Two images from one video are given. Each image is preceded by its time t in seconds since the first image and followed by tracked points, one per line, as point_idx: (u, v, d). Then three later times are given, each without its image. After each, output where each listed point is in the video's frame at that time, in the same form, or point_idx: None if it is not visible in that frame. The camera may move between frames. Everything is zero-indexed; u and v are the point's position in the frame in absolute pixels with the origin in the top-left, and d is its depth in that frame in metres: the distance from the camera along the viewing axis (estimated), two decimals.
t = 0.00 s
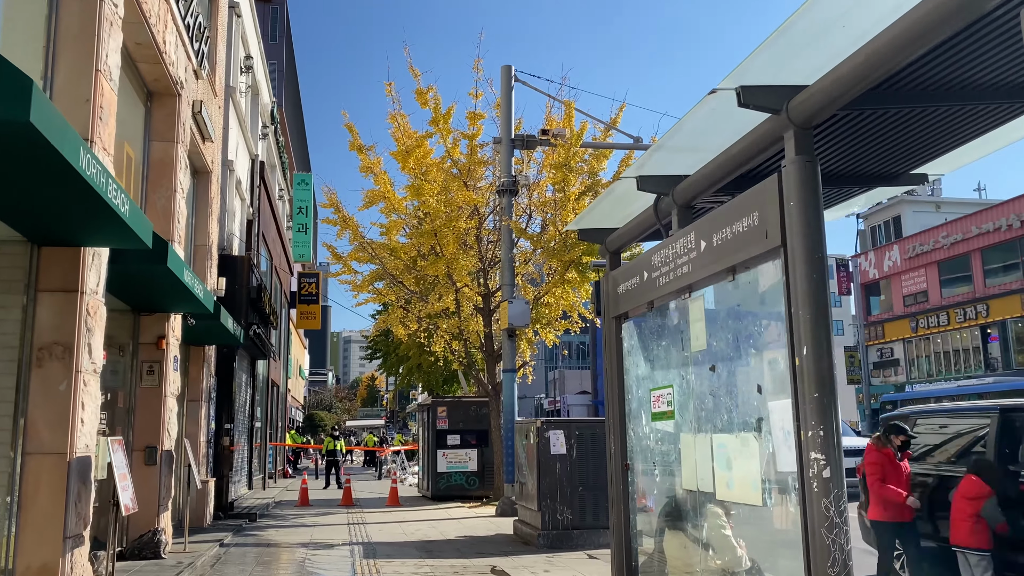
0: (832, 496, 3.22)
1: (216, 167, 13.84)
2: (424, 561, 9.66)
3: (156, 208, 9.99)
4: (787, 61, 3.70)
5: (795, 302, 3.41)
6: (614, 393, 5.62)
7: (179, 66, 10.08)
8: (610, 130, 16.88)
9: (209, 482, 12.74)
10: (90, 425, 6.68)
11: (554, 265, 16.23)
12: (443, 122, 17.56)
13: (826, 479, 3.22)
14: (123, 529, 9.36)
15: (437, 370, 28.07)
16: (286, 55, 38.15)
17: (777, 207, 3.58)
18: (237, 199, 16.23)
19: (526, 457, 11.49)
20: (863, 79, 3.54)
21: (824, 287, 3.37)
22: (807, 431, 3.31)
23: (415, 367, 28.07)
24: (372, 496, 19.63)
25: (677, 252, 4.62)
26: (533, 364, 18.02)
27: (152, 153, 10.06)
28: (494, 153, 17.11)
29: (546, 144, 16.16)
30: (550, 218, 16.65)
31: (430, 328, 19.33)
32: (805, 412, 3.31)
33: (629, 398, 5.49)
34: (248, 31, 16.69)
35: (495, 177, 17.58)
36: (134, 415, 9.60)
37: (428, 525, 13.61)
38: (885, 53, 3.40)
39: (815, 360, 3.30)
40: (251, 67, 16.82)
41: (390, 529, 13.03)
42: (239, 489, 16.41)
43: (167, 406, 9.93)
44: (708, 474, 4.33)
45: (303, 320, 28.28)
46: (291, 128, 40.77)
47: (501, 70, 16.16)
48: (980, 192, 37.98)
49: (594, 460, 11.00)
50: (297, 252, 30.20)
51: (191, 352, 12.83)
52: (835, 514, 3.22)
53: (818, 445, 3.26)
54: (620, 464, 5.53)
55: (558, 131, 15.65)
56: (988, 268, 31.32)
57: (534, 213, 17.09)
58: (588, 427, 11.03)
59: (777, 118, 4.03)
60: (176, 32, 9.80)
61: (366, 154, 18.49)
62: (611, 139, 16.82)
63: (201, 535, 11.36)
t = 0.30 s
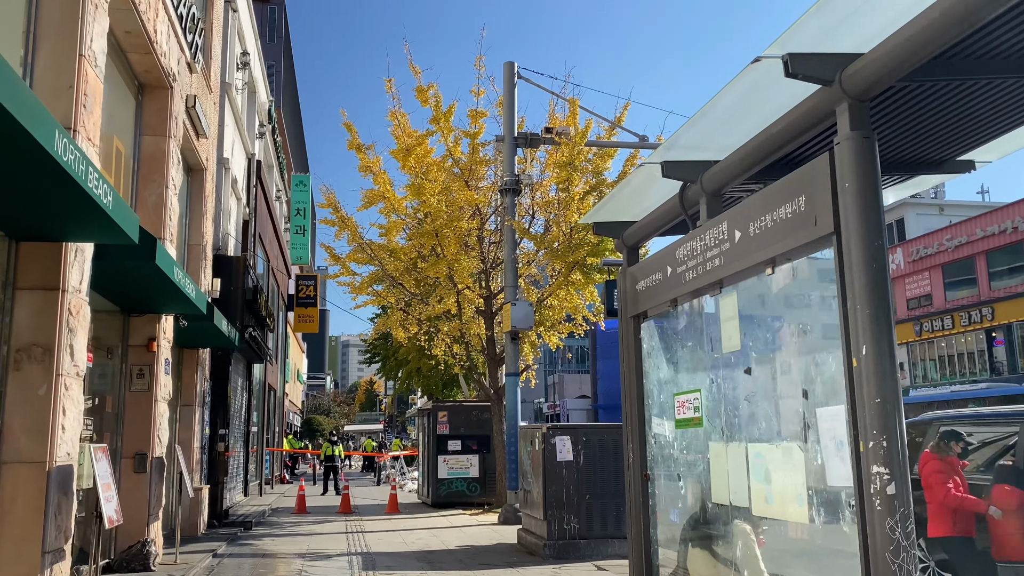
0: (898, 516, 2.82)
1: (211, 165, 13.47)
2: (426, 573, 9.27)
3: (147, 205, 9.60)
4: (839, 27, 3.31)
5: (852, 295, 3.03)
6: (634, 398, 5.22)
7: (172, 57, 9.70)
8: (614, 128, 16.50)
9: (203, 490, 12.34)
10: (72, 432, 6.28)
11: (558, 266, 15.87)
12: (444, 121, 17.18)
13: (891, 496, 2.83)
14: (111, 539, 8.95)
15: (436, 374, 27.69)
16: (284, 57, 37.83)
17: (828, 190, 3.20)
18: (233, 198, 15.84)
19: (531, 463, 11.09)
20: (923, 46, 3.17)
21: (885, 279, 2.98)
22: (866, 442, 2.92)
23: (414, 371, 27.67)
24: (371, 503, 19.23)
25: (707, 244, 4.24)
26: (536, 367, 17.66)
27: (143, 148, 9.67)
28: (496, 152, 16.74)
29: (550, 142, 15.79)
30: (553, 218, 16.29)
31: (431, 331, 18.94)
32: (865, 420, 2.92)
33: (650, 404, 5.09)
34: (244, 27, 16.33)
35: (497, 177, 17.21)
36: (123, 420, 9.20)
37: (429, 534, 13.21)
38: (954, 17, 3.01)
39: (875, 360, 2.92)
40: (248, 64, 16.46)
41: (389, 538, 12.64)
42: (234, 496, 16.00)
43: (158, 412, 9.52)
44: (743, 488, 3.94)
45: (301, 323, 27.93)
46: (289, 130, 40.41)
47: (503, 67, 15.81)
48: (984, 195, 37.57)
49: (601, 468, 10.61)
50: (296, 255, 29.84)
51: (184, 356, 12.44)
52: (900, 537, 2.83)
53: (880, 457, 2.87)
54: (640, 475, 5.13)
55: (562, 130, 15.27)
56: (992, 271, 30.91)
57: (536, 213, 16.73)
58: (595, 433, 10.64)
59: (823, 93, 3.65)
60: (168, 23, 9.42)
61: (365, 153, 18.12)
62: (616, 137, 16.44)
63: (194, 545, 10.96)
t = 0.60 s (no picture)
0: (987, 530, 2.59)
1: (207, 161, 13.12)
2: None
3: (140, 199, 9.23)
4: None
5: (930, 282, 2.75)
6: (657, 400, 4.87)
7: (165, 46, 9.33)
8: (619, 125, 16.14)
9: (198, 495, 11.97)
10: (56, 436, 5.91)
11: (562, 266, 15.50)
12: (446, 118, 16.82)
13: (982, 510, 2.57)
14: (101, 547, 8.57)
15: (436, 377, 27.28)
16: (283, 56, 37.46)
17: (897, 166, 2.91)
18: (230, 196, 15.45)
19: (537, 468, 10.71)
20: None
21: (966, 265, 2.71)
22: (950, 448, 2.67)
23: (413, 374, 27.25)
24: (370, 508, 18.82)
25: (744, 229, 3.90)
26: (539, 369, 17.32)
27: (137, 139, 9.30)
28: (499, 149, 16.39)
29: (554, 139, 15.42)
30: (556, 218, 15.94)
31: (433, 332, 18.58)
32: (950, 424, 2.66)
33: (675, 407, 4.74)
34: (241, 21, 15.97)
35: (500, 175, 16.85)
36: (114, 423, 8.81)
37: (431, 540, 12.83)
38: None
39: (958, 356, 2.65)
40: (245, 58, 16.10)
41: (390, 545, 12.25)
42: (230, 501, 15.61)
43: (151, 414, 9.13)
44: (788, 498, 3.60)
45: (298, 325, 27.53)
46: (287, 130, 39.99)
47: (506, 62, 15.46)
48: (988, 197, 37.09)
49: (611, 473, 10.22)
50: (293, 256, 29.44)
51: (179, 356, 12.07)
52: (989, 554, 2.59)
53: (966, 465, 2.63)
54: (664, 482, 4.77)
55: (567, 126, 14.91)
56: (998, 274, 30.33)
57: (539, 212, 16.39)
58: (605, 437, 10.27)
59: (886, 57, 3.38)
60: (161, 9, 9.06)
61: (365, 151, 17.76)
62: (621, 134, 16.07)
63: (188, 553, 10.58)
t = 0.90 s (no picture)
0: None
1: (201, 154, 12.75)
2: None
3: (129, 189, 8.85)
4: None
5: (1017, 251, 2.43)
6: (679, 396, 4.53)
7: (157, 31, 8.99)
8: (623, 119, 15.81)
9: (190, 498, 11.60)
10: (35, 436, 5.54)
11: (564, 263, 15.17)
12: (446, 113, 16.43)
13: None
14: (87, 552, 8.20)
15: (434, 377, 26.92)
16: (280, 55, 37.18)
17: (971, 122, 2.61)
18: (225, 191, 15.08)
19: (541, 470, 10.34)
20: None
21: None
22: None
23: (412, 375, 26.90)
24: (368, 511, 18.45)
25: (781, 206, 3.57)
26: (541, 369, 17.00)
27: (126, 129, 8.94)
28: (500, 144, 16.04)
29: (556, 133, 15.06)
30: (558, 214, 15.58)
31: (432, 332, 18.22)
32: None
33: (700, 403, 4.39)
34: (237, 12, 15.62)
35: (500, 171, 16.51)
36: (101, 423, 8.43)
37: (430, 545, 12.45)
38: None
39: None
40: (241, 51, 15.75)
41: (389, 550, 11.89)
42: (225, 504, 15.24)
43: (140, 413, 8.76)
44: (837, 501, 3.25)
45: (295, 325, 27.20)
46: (284, 129, 39.65)
47: (508, 55, 15.11)
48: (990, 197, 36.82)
49: (618, 475, 9.87)
50: (290, 255, 29.05)
51: (171, 355, 11.71)
52: None
53: None
54: (687, 484, 4.44)
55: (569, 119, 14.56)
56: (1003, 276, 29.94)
57: (541, 208, 16.04)
58: (612, 437, 9.93)
59: (953, 7, 2.95)
60: None
61: (363, 147, 17.40)
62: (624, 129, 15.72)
63: (180, 558, 10.22)
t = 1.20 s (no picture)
0: None
1: (195, 149, 12.35)
2: None
3: (118, 182, 8.45)
4: None
5: None
6: (711, 398, 4.15)
7: (148, 17, 8.60)
8: (629, 115, 15.44)
9: (183, 504, 11.20)
10: (12, 441, 5.14)
11: (568, 261, 14.82)
12: (446, 108, 16.03)
13: None
14: (72, 563, 7.78)
15: (434, 380, 26.54)
16: (277, 54, 36.89)
17: None
18: (220, 188, 14.67)
19: (547, 475, 9.96)
20: None
21: None
22: None
23: (410, 377, 26.52)
24: (367, 516, 18.05)
25: (836, 184, 3.17)
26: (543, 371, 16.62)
27: (115, 118, 8.54)
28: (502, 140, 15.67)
29: (560, 129, 14.66)
30: (562, 212, 15.16)
31: (433, 333, 17.83)
32: None
33: (735, 406, 4.01)
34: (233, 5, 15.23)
35: (502, 168, 16.13)
36: (88, 427, 8.03)
37: (432, 552, 12.05)
38: None
39: None
40: (237, 44, 15.37)
41: (390, 558, 11.49)
42: (220, 509, 14.82)
43: (130, 416, 8.35)
44: (906, 517, 2.87)
45: (293, 327, 26.81)
46: (281, 128, 39.32)
47: (511, 48, 14.75)
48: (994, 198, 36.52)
49: (629, 481, 9.48)
50: (287, 256, 28.63)
51: (164, 355, 11.32)
52: None
53: None
54: (721, 495, 4.05)
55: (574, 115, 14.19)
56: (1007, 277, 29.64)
57: (544, 207, 15.67)
58: (622, 442, 9.55)
59: None
60: None
61: (362, 144, 17.01)
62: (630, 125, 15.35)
63: (172, 567, 9.82)
